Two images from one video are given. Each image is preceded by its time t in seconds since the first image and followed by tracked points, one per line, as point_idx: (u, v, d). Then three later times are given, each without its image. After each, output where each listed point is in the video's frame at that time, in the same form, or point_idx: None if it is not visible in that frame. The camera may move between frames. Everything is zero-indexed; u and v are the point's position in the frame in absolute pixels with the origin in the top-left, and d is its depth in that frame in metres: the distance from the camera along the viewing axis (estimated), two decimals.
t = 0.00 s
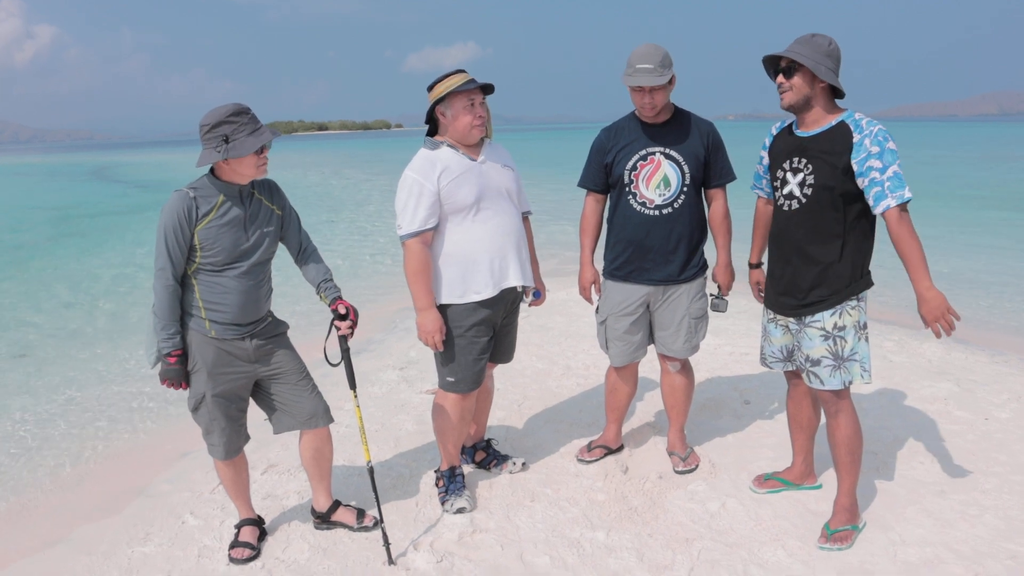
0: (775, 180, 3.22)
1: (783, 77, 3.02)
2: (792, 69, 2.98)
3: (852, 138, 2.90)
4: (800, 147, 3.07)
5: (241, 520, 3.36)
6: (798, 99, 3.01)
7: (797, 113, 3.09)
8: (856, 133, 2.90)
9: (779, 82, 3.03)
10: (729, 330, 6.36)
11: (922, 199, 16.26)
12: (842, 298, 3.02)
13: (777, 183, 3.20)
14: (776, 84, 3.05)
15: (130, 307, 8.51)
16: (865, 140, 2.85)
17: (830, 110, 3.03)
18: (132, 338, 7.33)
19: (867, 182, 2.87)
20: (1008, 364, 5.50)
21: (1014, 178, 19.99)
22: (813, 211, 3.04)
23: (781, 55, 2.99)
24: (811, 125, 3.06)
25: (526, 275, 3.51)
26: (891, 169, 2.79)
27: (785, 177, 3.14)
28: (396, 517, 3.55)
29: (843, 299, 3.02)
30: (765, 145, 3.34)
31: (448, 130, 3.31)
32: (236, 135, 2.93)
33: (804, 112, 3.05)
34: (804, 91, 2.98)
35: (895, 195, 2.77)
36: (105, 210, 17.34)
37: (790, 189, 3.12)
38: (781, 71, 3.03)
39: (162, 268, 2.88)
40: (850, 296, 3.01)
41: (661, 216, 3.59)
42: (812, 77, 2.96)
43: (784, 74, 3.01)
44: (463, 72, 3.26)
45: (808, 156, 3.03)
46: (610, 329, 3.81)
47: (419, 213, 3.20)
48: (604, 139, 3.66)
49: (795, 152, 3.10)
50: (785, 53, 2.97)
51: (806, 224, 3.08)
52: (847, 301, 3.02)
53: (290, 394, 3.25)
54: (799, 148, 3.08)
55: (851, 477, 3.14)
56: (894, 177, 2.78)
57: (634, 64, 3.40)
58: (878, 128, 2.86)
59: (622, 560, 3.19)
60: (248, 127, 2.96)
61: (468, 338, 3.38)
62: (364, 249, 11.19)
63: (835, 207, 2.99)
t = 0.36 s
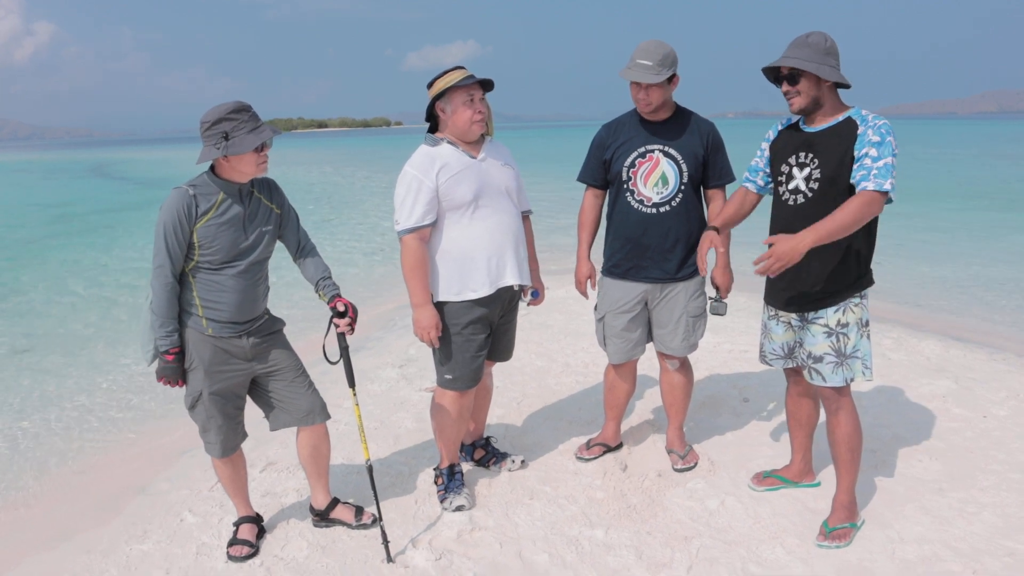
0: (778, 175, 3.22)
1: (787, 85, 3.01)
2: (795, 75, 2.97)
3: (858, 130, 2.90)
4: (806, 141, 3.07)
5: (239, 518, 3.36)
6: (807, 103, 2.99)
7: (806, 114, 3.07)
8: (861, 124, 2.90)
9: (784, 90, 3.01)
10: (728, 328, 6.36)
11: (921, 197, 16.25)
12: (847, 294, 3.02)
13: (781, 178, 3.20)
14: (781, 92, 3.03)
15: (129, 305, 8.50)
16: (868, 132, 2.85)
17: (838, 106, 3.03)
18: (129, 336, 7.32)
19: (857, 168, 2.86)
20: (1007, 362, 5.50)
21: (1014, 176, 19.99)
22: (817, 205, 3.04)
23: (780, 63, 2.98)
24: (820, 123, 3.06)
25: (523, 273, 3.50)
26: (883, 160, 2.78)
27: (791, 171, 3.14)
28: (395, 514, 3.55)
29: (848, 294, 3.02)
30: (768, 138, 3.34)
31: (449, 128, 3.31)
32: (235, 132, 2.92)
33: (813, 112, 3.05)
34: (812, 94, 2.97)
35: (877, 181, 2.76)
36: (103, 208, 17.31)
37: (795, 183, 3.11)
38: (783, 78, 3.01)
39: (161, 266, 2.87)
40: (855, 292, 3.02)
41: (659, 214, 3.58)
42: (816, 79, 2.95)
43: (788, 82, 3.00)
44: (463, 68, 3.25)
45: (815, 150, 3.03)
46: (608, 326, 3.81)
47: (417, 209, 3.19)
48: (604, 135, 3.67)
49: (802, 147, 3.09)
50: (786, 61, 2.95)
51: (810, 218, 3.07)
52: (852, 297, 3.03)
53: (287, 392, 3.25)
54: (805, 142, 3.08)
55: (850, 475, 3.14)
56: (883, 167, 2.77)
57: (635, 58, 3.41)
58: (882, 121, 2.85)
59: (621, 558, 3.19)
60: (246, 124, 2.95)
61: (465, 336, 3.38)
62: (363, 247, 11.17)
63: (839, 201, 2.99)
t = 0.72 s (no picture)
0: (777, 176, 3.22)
1: (783, 88, 3.01)
2: (790, 79, 2.97)
3: (852, 129, 2.91)
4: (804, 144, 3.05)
5: (240, 518, 3.36)
6: (803, 106, 2.99)
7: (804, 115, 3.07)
8: (855, 123, 2.91)
9: (781, 94, 3.02)
10: (729, 329, 6.35)
11: (922, 197, 16.24)
12: (847, 294, 3.01)
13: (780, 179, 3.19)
14: (778, 94, 3.04)
15: (129, 305, 8.50)
16: (861, 131, 2.87)
17: (834, 106, 3.02)
18: (130, 336, 7.32)
19: (841, 166, 2.90)
20: (1008, 363, 5.49)
21: (1015, 176, 19.96)
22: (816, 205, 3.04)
23: (773, 67, 2.99)
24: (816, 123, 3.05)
25: (524, 273, 3.49)
26: (868, 159, 2.82)
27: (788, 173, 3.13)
28: (396, 515, 3.55)
29: (848, 294, 3.01)
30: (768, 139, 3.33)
31: (450, 128, 3.31)
32: (225, 128, 2.92)
33: (811, 113, 3.03)
34: (808, 96, 2.97)
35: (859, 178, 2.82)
36: (104, 207, 17.32)
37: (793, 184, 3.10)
38: (779, 81, 3.02)
39: (158, 267, 2.88)
40: (855, 292, 3.01)
41: (659, 215, 3.58)
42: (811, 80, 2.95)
43: (784, 85, 3.00)
44: (464, 69, 3.25)
45: (813, 151, 3.02)
46: (607, 327, 3.80)
47: (418, 208, 3.19)
48: (605, 135, 3.66)
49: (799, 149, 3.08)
50: (779, 65, 2.96)
51: (809, 218, 3.07)
52: (852, 297, 3.02)
53: (289, 393, 3.25)
54: (803, 145, 3.06)
55: (851, 476, 3.14)
56: (867, 166, 2.82)
57: (634, 56, 3.41)
58: (875, 120, 2.88)
59: (622, 559, 3.19)
60: (236, 120, 2.95)
61: (466, 336, 3.38)
62: (364, 247, 11.17)
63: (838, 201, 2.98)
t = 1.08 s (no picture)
0: (779, 178, 3.22)
1: (786, 82, 3.00)
2: (795, 73, 2.95)
3: (854, 131, 2.91)
4: (805, 145, 3.06)
5: (242, 520, 3.36)
6: (805, 100, 2.98)
7: (804, 113, 3.06)
8: (857, 125, 2.91)
9: (783, 87, 3.00)
10: (731, 330, 6.35)
11: (924, 198, 16.23)
12: (846, 297, 3.00)
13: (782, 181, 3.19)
14: (780, 88, 3.02)
15: (131, 306, 8.50)
16: (863, 134, 2.87)
17: (835, 107, 3.03)
18: (132, 336, 7.33)
19: (850, 174, 2.90)
20: (1010, 364, 5.48)
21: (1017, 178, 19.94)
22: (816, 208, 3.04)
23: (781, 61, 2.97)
24: (817, 123, 3.05)
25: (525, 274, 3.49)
26: (876, 164, 2.82)
27: (789, 174, 3.14)
28: (398, 517, 3.55)
29: (846, 297, 3.01)
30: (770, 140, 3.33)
31: (452, 126, 3.31)
32: (228, 130, 2.92)
33: (811, 111, 3.04)
34: (811, 92, 2.96)
35: (869, 188, 2.82)
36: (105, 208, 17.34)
37: (793, 185, 3.11)
38: (784, 75, 3.01)
39: (162, 268, 2.88)
40: (853, 295, 3.00)
41: (661, 215, 3.58)
42: (815, 77, 2.95)
43: (787, 78, 2.99)
44: (467, 70, 3.25)
45: (813, 153, 3.02)
46: (610, 328, 3.81)
47: (420, 207, 3.19)
48: (607, 138, 3.67)
49: (800, 149, 3.09)
50: (787, 58, 2.94)
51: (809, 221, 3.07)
52: (851, 300, 3.01)
53: (292, 394, 3.25)
54: (803, 146, 3.07)
55: (853, 479, 3.14)
56: (876, 172, 2.82)
57: (632, 60, 3.40)
58: (878, 123, 2.87)
59: (624, 561, 3.18)
60: (238, 122, 2.95)
61: (466, 337, 3.38)
62: (366, 248, 11.18)
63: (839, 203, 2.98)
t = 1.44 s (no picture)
0: (781, 181, 3.22)
1: (789, 84, 3.01)
2: (798, 75, 2.96)
3: (857, 135, 2.91)
4: (807, 148, 3.06)
5: (243, 521, 3.36)
6: (806, 104, 3.00)
7: (806, 116, 3.07)
8: (860, 130, 2.91)
9: (786, 89, 3.01)
10: (732, 333, 6.34)
11: (926, 201, 16.20)
12: (848, 300, 3.01)
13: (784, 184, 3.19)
14: (783, 90, 3.03)
15: (133, 308, 8.52)
16: (867, 138, 2.87)
17: (836, 111, 3.04)
18: (134, 338, 7.34)
19: (853, 176, 2.90)
20: (1012, 368, 5.47)
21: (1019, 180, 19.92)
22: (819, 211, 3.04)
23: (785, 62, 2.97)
24: (819, 127, 3.06)
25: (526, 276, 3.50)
26: (880, 168, 2.82)
27: (791, 178, 3.14)
28: (399, 519, 3.55)
29: (848, 301, 3.01)
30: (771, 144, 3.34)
31: (454, 129, 3.32)
32: (233, 134, 2.93)
33: (813, 115, 3.05)
34: (812, 95, 2.98)
35: (871, 191, 2.82)
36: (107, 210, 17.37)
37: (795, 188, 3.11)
38: (787, 77, 3.01)
39: (165, 269, 2.88)
40: (855, 298, 3.01)
41: (662, 218, 3.58)
42: (818, 80, 2.96)
43: (790, 80, 3.00)
44: (469, 73, 3.26)
45: (816, 157, 3.02)
46: (612, 331, 3.80)
47: (421, 209, 3.19)
48: (607, 141, 3.67)
49: (802, 153, 3.09)
50: (791, 60, 2.94)
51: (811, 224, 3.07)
52: (853, 304, 3.01)
53: (294, 395, 3.25)
54: (805, 149, 3.07)
55: (855, 482, 3.13)
56: (879, 175, 2.82)
57: (630, 66, 3.41)
58: (881, 126, 2.87)
59: (625, 564, 3.18)
60: (243, 125, 2.96)
61: (468, 339, 3.38)
62: (367, 251, 11.18)
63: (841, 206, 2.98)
